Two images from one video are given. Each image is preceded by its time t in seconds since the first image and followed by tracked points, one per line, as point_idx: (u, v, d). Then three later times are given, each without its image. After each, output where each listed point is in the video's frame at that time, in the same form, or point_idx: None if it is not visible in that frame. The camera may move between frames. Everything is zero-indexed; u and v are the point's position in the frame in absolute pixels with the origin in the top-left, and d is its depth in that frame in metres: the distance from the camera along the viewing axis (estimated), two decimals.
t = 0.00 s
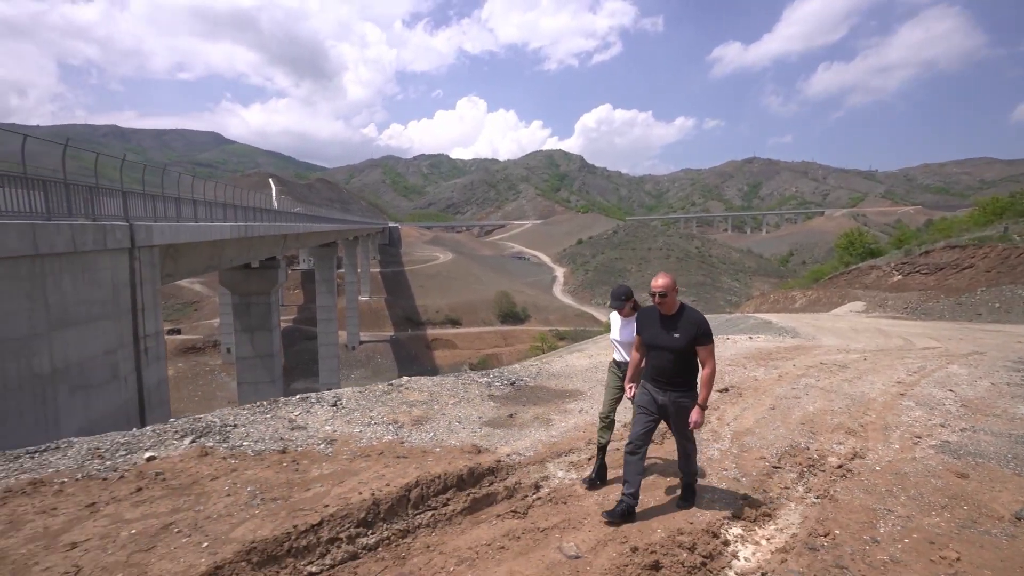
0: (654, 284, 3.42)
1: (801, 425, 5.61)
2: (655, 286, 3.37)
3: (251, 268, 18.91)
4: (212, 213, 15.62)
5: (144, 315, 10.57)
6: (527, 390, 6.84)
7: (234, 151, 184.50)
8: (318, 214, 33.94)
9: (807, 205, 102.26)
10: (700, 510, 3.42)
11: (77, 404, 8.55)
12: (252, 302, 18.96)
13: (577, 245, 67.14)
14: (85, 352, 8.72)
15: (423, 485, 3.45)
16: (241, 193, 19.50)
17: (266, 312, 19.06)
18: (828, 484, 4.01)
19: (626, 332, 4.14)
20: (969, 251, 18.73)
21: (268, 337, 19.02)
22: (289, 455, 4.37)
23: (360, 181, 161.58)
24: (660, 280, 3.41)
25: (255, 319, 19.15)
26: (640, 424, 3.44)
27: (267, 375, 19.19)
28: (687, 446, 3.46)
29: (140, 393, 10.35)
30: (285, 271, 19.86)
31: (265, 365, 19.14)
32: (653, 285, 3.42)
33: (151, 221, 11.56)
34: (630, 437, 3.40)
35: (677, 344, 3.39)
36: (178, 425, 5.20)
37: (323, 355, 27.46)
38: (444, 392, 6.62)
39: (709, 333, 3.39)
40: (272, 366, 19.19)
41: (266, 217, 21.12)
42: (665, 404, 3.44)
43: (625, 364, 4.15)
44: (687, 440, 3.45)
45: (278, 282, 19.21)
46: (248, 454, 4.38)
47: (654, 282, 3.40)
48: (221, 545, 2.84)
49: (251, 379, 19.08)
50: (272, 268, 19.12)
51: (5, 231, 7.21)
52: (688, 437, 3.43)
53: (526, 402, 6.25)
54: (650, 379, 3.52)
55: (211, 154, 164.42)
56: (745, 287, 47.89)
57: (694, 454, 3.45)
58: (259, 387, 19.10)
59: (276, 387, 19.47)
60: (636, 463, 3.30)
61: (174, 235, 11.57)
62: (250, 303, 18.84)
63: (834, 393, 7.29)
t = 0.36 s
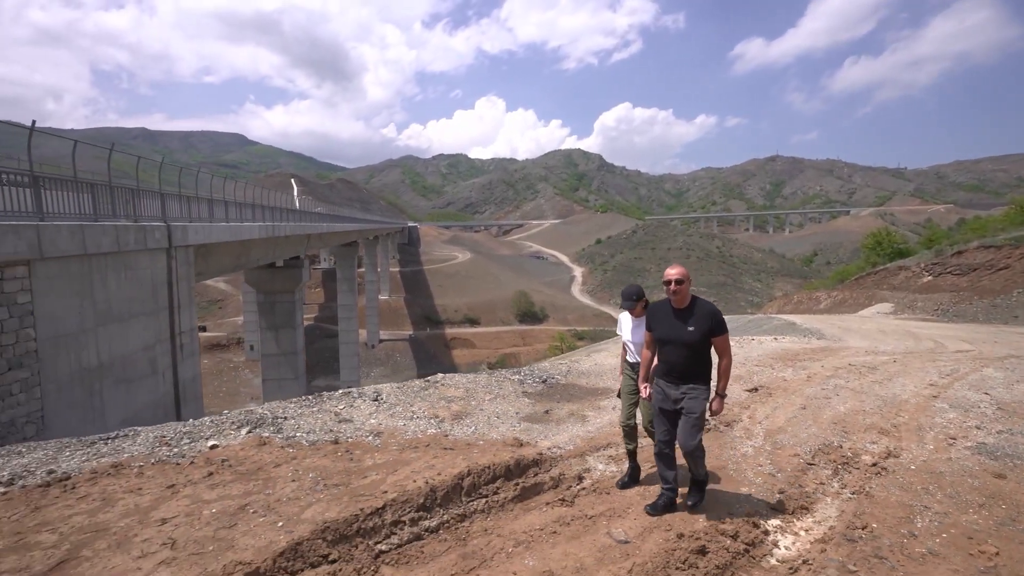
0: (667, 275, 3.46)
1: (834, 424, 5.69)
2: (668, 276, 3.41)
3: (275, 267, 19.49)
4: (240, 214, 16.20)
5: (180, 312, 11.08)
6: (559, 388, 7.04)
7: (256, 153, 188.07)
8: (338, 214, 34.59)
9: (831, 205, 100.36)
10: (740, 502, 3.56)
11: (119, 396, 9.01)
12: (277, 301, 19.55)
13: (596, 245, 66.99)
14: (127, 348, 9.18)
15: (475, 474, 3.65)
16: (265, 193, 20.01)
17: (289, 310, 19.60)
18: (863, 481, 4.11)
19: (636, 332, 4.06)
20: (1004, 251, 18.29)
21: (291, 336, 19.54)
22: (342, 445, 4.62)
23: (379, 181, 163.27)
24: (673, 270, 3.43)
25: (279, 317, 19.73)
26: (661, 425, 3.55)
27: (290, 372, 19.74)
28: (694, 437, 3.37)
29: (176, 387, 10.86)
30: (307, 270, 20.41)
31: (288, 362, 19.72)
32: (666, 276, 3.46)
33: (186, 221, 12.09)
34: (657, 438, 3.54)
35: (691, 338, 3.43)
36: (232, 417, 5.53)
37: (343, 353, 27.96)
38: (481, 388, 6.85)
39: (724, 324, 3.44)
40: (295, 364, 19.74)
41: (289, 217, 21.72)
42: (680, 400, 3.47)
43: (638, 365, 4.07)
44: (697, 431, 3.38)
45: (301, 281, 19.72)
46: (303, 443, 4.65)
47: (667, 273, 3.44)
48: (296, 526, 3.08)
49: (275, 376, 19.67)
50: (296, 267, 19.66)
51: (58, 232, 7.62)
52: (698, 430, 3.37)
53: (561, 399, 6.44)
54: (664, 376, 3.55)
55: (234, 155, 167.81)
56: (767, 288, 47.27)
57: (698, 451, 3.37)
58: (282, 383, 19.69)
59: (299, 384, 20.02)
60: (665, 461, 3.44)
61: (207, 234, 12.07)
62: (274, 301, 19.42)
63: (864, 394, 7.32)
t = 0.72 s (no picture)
0: (680, 279, 3.53)
1: (848, 421, 5.86)
2: (682, 281, 3.48)
3: (281, 266, 19.80)
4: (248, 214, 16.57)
5: (194, 311, 11.31)
6: (578, 385, 7.24)
7: (260, 153, 188.73)
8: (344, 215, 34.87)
9: (834, 204, 100.13)
10: (765, 492, 3.75)
11: (136, 394, 9.23)
12: (284, 300, 19.81)
13: (600, 244, 67.09)
14: (143, 348, 9.40)
15: (512, 465, 3.82)
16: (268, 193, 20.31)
17: (296, 310, 19.82)
18: (880, 474, 4.28)
19: (641, 333, 4.26)
20: (1010, 252, 18.37)
21: (297, 335, 19.76)
22: (376, 439, 4.81)
23: (382, 181, 163.55)
24: (686, 276, 3.49)
25: (285, 317, 19.98)
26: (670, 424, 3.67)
27: (297, 371, 19.95)
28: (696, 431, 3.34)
29: (190, 386, 11.12)
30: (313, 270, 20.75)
31: (295, 362, 19.93)
32: (679, 280, 3.54)
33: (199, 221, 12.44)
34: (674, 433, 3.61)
35: (702, 343, 3.50)
36: (263, 412, 5.73)
37: (348, 352, 28.15)
38: (503, 385, 7.05)
39: (735, 331, 3.49)
40: (301, 363, 19.95)
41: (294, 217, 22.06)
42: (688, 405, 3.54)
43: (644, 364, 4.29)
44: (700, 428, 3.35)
45: (308, 281, 19.99)
46: (338, 437, 4.84)
47: (679, 277, 3.52)
48: (350, 512, 3.26)
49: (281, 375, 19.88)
50: (302, 266, 19.98)
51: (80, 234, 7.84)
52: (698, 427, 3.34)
53: (580, 396, 6.63)
54: (673, 380, 3.65)
55: (237, 155, 168.42)
56: (771, 288, 47.31)
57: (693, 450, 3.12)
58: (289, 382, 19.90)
59: (305, 383, 20.22)
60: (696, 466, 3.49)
61: (219, 234, 12.42)
62: (281, 301, 19.68)
63: (875, 392, 7.49)
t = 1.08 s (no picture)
0: (688, 270, 3.49)
1: (850, 415, 6.13)
2: (689, 272, 3.44)
3: (286, 266, 20.14)
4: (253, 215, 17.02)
5: (204, 311, 11.61)
6: (590, 382, 7.52)
7: (259, 154, 188.95)
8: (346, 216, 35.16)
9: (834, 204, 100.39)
10: (776, 479, 4.04)
11: (151, 392, 9.51)
12: (288, 300, 20.13)
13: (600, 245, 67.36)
14: (156, 347, 9.66)
15: (539, 455, 4.11)
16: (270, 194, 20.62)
17: (300, 309, 20.10)
18: (881, 463, 4.57)
19: (636, 334, 4.07)
20: (1008, 252, 18.65)
21: (301, 335, 20.06)
22: (406, 431, 5.09)
23: (382, 181, 163.73)
24: (694, 267, 3.43)
25: (289, 316, 20.28)
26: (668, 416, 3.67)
27: (301, 370, 20.24)
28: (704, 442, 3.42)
29: (201, 385, 11.42)
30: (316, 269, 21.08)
31: (298, 361, 20.21)
32: (686, 271, 3.48)
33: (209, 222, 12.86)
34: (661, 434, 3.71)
35: (706, 335, 3.48)
36: (294, 407, 6.03)
37: (351, 352, 28.40)
38: (519, 382, 7.34)
39: (742, 326, 3.46)
40: (305, 363, 20.24)
41: (297, 217, 22.39)
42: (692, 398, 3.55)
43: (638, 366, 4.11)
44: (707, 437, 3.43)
45: (311, 281, 20.32)
46: (371, 430, 5.13)
47: (687, 269, 3.47)
48: (396, 496, 3.52)
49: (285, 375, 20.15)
50: (305, 266, 20.35)
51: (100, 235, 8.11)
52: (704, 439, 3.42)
53: (593, 392, 6.92)
54: (677, 372, 3.65)
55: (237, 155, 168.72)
56: (771, 288, 47.59)
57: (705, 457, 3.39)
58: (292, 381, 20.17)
59: (308, 383, 20.49)
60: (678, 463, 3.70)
61: (229, 235, 12.79)
62: (285, 300, 19.99)
63: (876, 389, 7.77)
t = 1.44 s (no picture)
0: (687, 279, 3.40)
1: (853, 412, 6.37)
2: (688, 280, 3.34)
3: (289, 267, 20.43)
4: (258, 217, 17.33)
5: (213, 312, 11.86)
6: (599, 380, 7.77)
7: (259, 154, 189.20)
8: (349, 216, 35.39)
9: (835, 204, 100.54)
10: (784, 471, 4.29)
11: (163, 391, 9.76)
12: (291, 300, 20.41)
13: (601, 245, 67.56)
14: (168, 347, 9.90)
15: (560, 448, 4.36)
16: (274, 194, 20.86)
17: (302, 309, 20.37)
18: (883, 457, 4.81)
19: (638, 333, 3.98)
20: (1009, 252, 18.87)
21: (304, 335, 20.33)
22: (430, 428, 5.34)
23: (382, 181, 163.85)
24: (695, 275, 3.34)
25: (291, 316, 20.57)
26: (665, 423, 3.41)
27: (304, 370, 20.49)
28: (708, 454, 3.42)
29: (210, 384, 11.69)
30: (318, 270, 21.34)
31: (301, 361, 20.46)
32: (685, 280, 3.41)
33: (218, 223, 13.19)
34: (655, 436, 3.37)
35: (705, 343, 3.37)
36: (317, 405, 6.27)
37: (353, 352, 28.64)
38: (533, 380, 7.60)
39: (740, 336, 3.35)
40: (308, 363, 20.48)
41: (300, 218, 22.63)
42: (691, 406, 3.43)
43: (636, 365, 4.03)
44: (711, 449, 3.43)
45: (314, 282, 20.57)
46: (396, 426, 5.37)
47: (686, 278, 3.37)
48: (430, 486, 3.76)
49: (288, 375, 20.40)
50: (309, 266, 20.61)
51: (115, 237, 8.34)
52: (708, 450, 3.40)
53: (603, 390, 7.17)
54: (676, 380, 3.52)
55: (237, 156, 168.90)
56: (771, 288, 47.79)
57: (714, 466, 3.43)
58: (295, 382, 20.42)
59: (311, 383, 20.72)
60: (663, 467, 3.23)
61: (238, 237, 13.05)
62: (288, 300, 20.25)
63: (877, 387, 8.02)
